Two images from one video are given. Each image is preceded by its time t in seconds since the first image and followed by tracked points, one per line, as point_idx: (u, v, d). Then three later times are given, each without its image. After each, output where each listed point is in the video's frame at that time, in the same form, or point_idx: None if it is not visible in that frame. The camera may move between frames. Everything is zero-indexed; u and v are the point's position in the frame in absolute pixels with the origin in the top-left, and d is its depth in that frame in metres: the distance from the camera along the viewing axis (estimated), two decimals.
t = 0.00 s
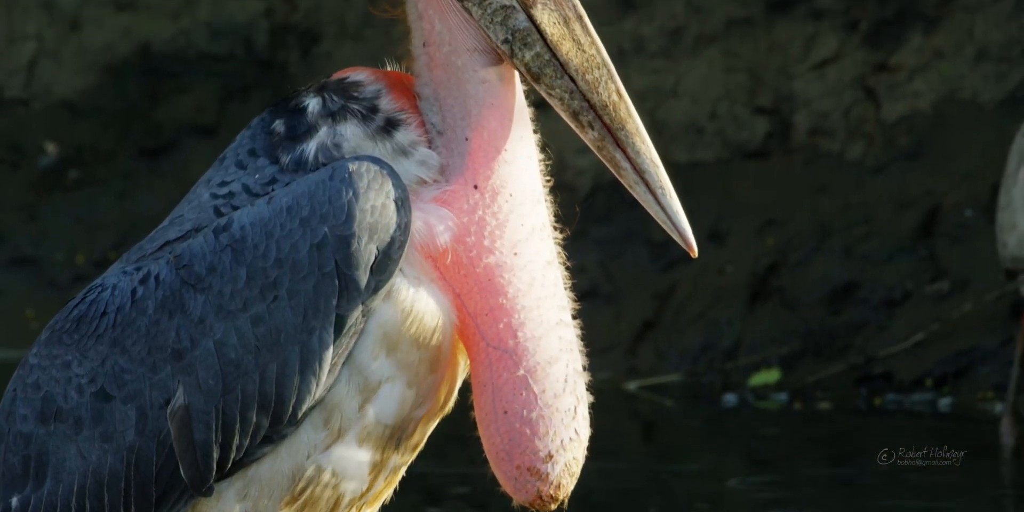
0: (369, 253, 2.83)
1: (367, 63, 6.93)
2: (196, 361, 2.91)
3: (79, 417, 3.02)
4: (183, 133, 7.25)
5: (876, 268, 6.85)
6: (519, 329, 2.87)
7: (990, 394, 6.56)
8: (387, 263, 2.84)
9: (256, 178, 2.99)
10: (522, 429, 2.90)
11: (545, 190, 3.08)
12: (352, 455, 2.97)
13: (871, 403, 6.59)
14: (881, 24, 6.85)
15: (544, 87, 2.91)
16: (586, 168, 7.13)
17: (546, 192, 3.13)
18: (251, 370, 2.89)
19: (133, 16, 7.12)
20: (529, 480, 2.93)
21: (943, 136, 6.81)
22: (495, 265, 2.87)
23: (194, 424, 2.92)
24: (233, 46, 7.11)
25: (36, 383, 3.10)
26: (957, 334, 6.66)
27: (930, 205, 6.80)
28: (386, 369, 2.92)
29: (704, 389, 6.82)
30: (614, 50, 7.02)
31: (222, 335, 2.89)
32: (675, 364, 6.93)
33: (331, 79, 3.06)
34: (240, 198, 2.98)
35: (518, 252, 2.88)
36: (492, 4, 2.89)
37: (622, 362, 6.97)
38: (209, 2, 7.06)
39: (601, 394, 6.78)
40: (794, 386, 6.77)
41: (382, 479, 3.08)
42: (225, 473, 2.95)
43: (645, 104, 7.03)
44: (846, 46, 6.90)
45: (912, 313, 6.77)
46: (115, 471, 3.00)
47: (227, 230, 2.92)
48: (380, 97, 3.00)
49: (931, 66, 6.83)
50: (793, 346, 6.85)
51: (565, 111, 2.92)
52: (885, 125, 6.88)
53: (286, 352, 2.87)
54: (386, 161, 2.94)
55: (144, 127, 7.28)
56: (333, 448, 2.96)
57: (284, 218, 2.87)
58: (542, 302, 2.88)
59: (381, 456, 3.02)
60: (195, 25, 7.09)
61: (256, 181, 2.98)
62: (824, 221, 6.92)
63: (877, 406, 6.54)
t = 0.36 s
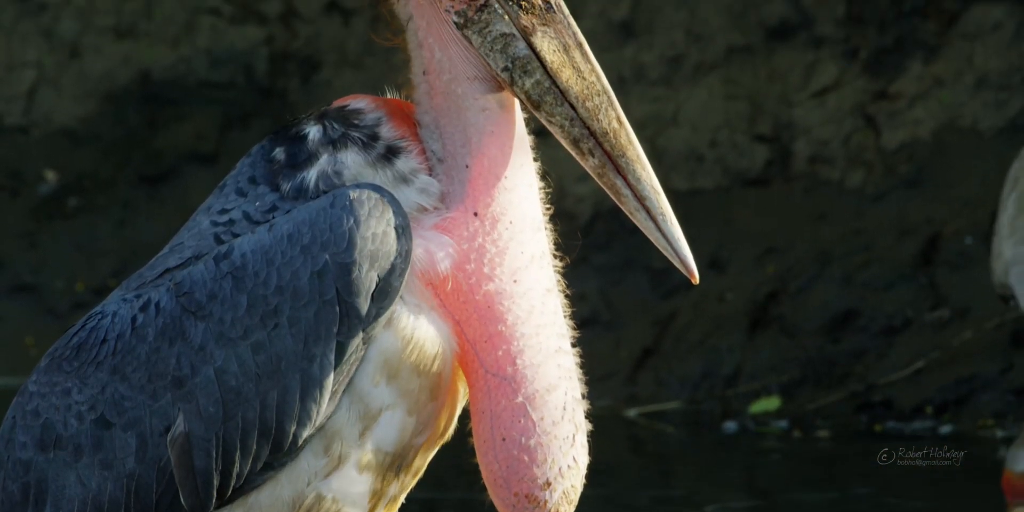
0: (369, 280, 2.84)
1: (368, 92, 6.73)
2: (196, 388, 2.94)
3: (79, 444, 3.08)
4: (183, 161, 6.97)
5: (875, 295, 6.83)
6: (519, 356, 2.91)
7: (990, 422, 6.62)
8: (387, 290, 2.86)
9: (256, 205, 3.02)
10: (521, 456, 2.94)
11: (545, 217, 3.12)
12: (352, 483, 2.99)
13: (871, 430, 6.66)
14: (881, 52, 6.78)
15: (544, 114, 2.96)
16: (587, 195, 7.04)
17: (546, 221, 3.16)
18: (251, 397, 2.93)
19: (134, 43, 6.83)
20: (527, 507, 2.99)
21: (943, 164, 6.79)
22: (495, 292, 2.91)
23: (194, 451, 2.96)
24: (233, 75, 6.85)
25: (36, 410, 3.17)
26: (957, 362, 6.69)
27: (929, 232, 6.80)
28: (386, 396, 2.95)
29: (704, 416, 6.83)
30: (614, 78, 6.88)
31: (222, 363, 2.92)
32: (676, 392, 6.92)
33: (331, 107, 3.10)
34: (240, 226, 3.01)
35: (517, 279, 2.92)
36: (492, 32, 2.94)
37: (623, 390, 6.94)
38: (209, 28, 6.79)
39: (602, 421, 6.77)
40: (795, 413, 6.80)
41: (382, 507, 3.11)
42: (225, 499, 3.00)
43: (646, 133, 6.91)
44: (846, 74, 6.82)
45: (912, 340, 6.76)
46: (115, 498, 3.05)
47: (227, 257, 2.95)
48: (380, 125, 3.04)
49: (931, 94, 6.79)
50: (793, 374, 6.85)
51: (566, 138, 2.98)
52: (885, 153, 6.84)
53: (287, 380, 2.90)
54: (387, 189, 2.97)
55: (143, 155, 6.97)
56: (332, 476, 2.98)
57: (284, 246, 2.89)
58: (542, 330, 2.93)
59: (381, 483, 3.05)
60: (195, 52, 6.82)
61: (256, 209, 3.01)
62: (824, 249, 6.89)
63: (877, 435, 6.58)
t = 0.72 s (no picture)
0: (369, 307, 2.85)
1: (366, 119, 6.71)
2: (196, 414, 2.96)
3: (79, 469, 3.11)
4: (183, 188, 6.98)
5: (876, 322, 6.82)
6: (519, 383, 2.92)
7: (990, 449, 6.63)
8: (387, 316, 2.86)
9: (256, 231, 3.04)
10: (523, 482, 2.96)
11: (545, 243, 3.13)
12: (352, 510, 2.99)
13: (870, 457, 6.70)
14: (881, 78, 6.74)
15: (544, 140, 2.97)
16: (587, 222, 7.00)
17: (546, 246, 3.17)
18: (251, 423, 2.94)
19: (133, 70, 6.78)
20: None
21: (943, 191, 6.80)
22: (496, 318, 2.91)
23: (194, 477, 2.98)
24: (233, 101, 6.82)
25: (36, 436, 3.21)
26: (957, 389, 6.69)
27: (929, 258, 6.80)
28: (386, 423, 2.95)
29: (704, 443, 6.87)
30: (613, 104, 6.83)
31: (222, 389, 2.93)
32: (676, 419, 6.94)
33: (331, 133, 3.11)
34: (240, 252, 3.03)
35: (518, 305, 2.93)
36: (492, 58, 2.96)
37: (623, 416, 6.96)
38: (210, 54, 6.74)
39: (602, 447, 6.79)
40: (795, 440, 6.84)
41: None
42: None
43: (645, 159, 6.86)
44: (846, 101, 6.79)
45: (912, 367, 6.77)
46: None
47: (227, 283, 2.96)
48: (380, 151, 3.05)
49: (931, 121, 6.77)
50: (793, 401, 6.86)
51: (567, 164, 2.99)
52: (885, 180, 6.84)
53: (287, 406, 2.91)
54: (387, 215, 2.99)
55: (143, 181, 6.97)
56: (333, 502, 2.99)
57: (284, 272, 2.90)
58: (543, 356, 2.94)
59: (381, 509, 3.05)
60: (195, 78, 6.77)
61: (256, 235, 3.03)
62: (824, 276, 6.89)
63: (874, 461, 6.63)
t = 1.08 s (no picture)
0: (369, 331, 2.85)
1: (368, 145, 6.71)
2: (196, 439, 2.96)
3: (79, 494, 3.11)
4: (183, 213, 6.98)
5: (876, 347, 6.83)
6: (519, 407, 2.93)
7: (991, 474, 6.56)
8: (386, 341, 2.87)
9: (256, 256, 3.04)
10: (521, 506, 2.96)
11: (545, 268, 3.14)
12: None
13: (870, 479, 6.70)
14: (881, 104, 6.75)
15: (544, 164, 2.98)
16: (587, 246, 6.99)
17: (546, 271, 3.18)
18: (251, 448, 2.94)
19: (133, 95, 6.77)
20: None
21: (943, 216, 6.81)
22: (495, 343, 2.92)
23: (193, 502, 2.98)
24: (234, 125, 6.81)
25: (36, 461, 3.21)
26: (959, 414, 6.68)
27: (930, 283, 6.80)
28: (386, 447, 2.95)
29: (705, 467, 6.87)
30: (613, 130, 6.85)
31: (222, 414, 2.93)
32: (677, 442, 6.94)
33: (331, 158, 3.12)
34: (240, 276, 3.04)
35: (517, 330, 2.94)
36: (492, 84, 2.97)
37: (623, 441, 6.95)
38: (210, 80, 6.72)
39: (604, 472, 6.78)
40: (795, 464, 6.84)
41: None
42: None
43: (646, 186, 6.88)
44: (846, 126, 6.80)
45: (912, 392, 6.76)
46: None
47: (227, 308, 2.97)
48: (380, 177, 3.07)
49: (931, 146, 6.77)
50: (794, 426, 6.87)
51: (567, 189, 3.00)
52: (885, 205, 6.85)
53: (287, 431, 2.91)
54: (387, 239, 2.99)
55: (143, 207, 6.97)
56: None
57: (284, 297, 2.90)
58: (542, 381, 2.95)
59: None
60: (195, 104, 6.76)
61: (256, 260, 3.04)
62: (824, 300, 6.90)
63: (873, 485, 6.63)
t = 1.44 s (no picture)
0: (369, 355, 2.85)
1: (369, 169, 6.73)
2: (196, 462, 2.96)
3: None
4: (183, 237, 6.99)
5: (876, 370, 6.82)
6: (519, 431, 2.94)
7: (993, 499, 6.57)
8: (386, 365, 2.87)
9: (256, 279, 3.05)
10: None
11: (545, 292, 3.15)
12: None
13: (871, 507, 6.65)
14: (881, 127, 6.76)
15: (545, 189, 2.99)
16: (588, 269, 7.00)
17: (547, 295, 3.19)
18: (251, 472, 2.93)
19: (134, 119, 6.77)
20: None
21: (944, 240, 6.81)
22: (495, 367, 2.93)
23: None
24: (235, 149, 6.81)
25: (36, 484, 3.22)
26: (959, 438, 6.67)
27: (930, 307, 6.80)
28: (386, 471, 2.95)
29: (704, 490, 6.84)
30: (613, 154, 6.86)
31: (222, 437, 2.93)
32: (677, 465, 6.92)
33: (331, 182, 3.13)
34: (240, 300, 3.04)
35: (517, 354, 2.95)
36: (492, 107, 2.99)
37: (624, 464, 6.92)
38: (211, 104, 6.73)
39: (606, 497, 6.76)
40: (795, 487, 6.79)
41: None
42: None
43: (646, 209, 6.90)
44: (846, 150, 6.79)
45: (913, 416, 6.75)
46: None
47: (227, 331, 2.97)
48: (380, 200, 3.07)
49: (931, 170, 6.77)
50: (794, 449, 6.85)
51: (568, 213, 3.01)
52: (886, 229, 6.84)
53: (286, 455, 2.91)
54: (387, 263, 3.00)
55: (143, 230, 6.96)
56: None
57: (284, 320, 2.91)
58: (542, 405, 2.96)
59: None
60: (196, 127, 6.76)
61: (256, 283, 3.04)
62: (824, 324, 6.90)
63: None
